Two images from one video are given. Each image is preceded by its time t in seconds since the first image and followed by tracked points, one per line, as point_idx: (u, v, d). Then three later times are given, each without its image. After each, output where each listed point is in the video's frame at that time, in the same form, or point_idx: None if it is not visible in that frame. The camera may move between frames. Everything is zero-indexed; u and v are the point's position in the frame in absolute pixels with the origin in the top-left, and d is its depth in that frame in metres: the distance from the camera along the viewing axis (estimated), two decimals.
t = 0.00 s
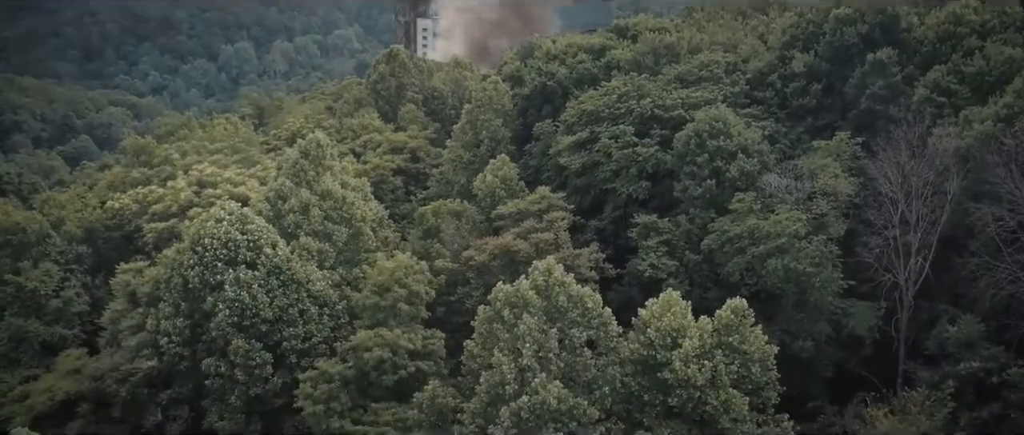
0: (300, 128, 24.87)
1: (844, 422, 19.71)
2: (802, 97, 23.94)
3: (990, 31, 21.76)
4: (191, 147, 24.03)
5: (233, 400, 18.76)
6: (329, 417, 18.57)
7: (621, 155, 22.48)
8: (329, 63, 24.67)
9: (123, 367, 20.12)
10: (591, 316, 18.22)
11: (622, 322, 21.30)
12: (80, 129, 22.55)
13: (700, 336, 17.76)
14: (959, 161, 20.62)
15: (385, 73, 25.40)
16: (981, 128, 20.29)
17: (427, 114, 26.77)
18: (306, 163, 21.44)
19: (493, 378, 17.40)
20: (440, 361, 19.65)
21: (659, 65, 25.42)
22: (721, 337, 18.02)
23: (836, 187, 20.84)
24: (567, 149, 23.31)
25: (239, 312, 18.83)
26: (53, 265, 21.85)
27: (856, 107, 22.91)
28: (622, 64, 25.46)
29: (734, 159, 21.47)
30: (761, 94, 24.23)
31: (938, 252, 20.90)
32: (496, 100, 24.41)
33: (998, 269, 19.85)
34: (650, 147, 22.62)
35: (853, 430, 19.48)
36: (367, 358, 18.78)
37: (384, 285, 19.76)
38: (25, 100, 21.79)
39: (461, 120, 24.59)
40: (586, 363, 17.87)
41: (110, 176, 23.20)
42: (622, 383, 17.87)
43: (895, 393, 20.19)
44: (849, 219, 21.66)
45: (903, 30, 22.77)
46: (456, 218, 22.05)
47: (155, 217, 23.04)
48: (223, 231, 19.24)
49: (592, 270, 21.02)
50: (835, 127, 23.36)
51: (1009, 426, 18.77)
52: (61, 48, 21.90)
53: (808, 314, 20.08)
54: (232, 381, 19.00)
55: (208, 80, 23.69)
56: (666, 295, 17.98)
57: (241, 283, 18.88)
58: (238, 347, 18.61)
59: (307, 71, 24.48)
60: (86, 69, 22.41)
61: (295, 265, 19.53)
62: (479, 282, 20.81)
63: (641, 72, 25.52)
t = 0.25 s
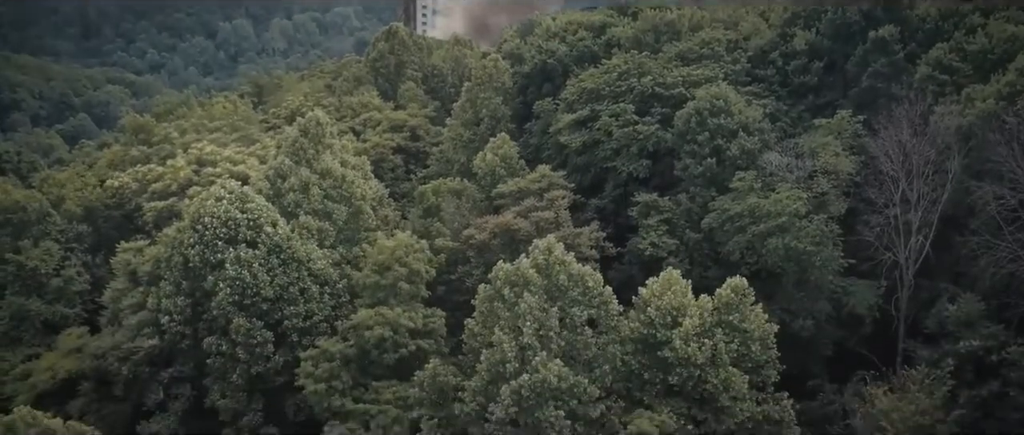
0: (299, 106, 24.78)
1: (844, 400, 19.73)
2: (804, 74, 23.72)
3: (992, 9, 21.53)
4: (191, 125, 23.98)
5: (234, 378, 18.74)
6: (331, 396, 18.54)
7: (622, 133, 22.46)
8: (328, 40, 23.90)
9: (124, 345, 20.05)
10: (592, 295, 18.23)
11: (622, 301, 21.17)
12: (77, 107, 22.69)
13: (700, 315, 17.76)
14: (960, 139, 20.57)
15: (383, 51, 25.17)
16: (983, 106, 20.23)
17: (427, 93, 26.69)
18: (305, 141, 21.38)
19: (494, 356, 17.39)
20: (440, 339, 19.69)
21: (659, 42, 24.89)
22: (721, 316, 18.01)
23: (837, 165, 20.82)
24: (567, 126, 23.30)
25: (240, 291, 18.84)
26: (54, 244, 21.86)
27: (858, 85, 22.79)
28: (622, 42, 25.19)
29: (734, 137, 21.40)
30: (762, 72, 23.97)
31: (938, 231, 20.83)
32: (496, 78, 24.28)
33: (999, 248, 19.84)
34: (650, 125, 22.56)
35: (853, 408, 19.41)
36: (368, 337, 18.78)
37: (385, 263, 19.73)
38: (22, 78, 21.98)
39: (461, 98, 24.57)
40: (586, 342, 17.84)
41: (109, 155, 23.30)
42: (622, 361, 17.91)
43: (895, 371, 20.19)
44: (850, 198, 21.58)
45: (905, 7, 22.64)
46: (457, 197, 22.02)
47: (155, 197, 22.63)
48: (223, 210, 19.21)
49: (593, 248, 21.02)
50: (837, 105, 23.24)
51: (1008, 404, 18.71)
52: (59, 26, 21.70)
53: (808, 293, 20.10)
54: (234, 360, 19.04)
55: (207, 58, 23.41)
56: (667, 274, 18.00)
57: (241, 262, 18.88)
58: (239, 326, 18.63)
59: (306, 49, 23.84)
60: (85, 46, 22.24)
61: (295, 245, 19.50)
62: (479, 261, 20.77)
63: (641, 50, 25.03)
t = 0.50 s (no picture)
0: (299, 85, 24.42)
1: (843, 378, 19.78)
2: (807, 52, 22.89)
3: None
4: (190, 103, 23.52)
5: (235, 356, 18.82)
6: (332, 374, 18.65)
7: (623, 111, 22.42)
8: (326, 17, 24.10)
9: (127, 324, 20.14)
10: (593, 274, 18.20)
11: (623, 279, 21.13)
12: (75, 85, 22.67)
13: (700, 294, 17.72)
14: (963, 117, 20.49)
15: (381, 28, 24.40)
16: (984, 84, 20.27)
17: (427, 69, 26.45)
18: (304, 119, 21.26)
19: (495, 334, 17.33)
20: (441, 318, 19.71)
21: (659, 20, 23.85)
22: (722, 294, 17.93)
23: (838, 144, 20.81)
24: (568, 104, 23.23)
25: (241, 270, 18.84)
26: (54, 223, 21.80)
27: (861, 64, 22.28)
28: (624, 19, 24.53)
29: (736, 115, 21.35)
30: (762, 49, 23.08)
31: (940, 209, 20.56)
32: (497, 56, 23.93)
33: (999, 227, 19.88)
34: (651, 103, 22.48)
35: (853, 386, 19.57)
36: (369, 315, 18.84)
37: (385, 242, 19.69)
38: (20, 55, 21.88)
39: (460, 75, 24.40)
40: (587, 320, 17.94)
41: (108, 133, 22.97)
42: (623, 339, 17.99)
43: (895, 350, 20.10)
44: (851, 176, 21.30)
45: None
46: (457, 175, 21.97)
47: (154, 175, 22.58)
48: (223, 189, 19.21)
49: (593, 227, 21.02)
50: (839, 83, 22.68)
51: (1007, 382, 18.74)
52: None
53: (809, 271, 20.18)
54: (235, 338, 19.04)
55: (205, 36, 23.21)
56: (667, 252, 17.95)
57: (242, 241, 18.87)
58: (241, 304, 18.66)
59: (305, 26, 23.72)
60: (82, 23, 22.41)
61: (295, 224, 19.47)
62: (480, 240, 20.78)
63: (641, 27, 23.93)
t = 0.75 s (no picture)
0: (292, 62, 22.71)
1: (843, 357, 19.97)
2: (808, 30, 21.54)
3: None
4: (188, 82, 22.63)
5: (236, 334, 18.98)
6: (334, 352, 18.89)
7: (624, 88, 21.85)
8: None
9: (129, 302, 20.08)
10: (594, 252, 18.05)
11: (624, 257, 21.13)
12: (72, 62, 22.27)
13: (699, 272, 17.70)
14: (965, 95, 20.48)
15: None
16: (987, 61, 20.32)
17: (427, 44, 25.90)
18: (302, 95, 21.15)
19: (495, 312, 17.40)
20: (442, 296, 19.54)
21: None
22: (722, 272, 17.89)
23: (840, 121, 20.74)
24: (567, 82, 22.18)
25: (242, 247, 18.99)
26: (54, 202, 21.91)
27: (862, 40, 21.14)
28: None
29: (737, 93, 21.23)
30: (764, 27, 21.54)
31: (940, 187, 20.45)
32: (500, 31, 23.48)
33: (1000, 205, 20.12)
34: (652, 80, 21.88)
35: (852, 364, 19.91)
36: (370, 293, 18.97)
37: (385, 220, 19.65)
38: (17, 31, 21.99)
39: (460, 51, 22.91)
40: (588, 299, 17.90)
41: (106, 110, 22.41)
42: (623, 318, 17.92)
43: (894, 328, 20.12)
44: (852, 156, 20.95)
45: None
46: (457, 153, 21.69)
47: (154, 152, 22.42)
48: (223, 167, 19.19)
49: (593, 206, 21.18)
50: (841, 61, 21.34)
51: (1007, 360, 19.60)
52: None
53: (809, 249, 20.29)
54: (236, 317, 19.17)
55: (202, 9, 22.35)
56: (668, 231, 17.84)
57: (244, 219, 19.02)
58: (241, 282, 18.88)
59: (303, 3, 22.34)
60: None
61: (296, 202, 19.46)
62: (480, 218, 21.00)
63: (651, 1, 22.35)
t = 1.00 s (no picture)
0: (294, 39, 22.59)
1: (843, 335, 20.00)
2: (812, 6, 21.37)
3: None
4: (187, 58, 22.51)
5: (238, 312, 19.02)
6: (334, 330, 18.89)
7: (624, 66, 21.71)
8: None
9: (129, 280, 20.11)
10: (595, 231, 18.04)
11: (624, 236, 21.11)
12: (70, 39, 22.10)
13: (699, 251, 17.70)
14: (967, 73, 20.41)
15: None
16: (990, 39, 20.18)
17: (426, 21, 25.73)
18: (300, 73, 21.12)
19: (495, 290, 17.43)
20: (442, 274, 19.53)
21: None
22: (722, 251, 17.88)
23: (842, 99, 20.68)
24: (568, 59, 21.95)
25: (242, 226, 18.98)
26: (54, 180, 21.86)
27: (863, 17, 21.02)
28: None
29: (738, 70, 21.10)
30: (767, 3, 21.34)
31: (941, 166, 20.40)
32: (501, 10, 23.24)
33: (1001, 184, 20.10)
34: (653, 57, 21.69)
35: (853, 342, 19.92)
36: (370, 272, 18.96)
37: (385, 199, 19.63)
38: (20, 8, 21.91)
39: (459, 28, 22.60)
40: (588, 276, 17.93)
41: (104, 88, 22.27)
42: (623, 296, 17.94)
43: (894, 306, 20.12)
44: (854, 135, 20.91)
45: None
46: (457, 131, 21.58)
47: (152, 130, 22.31)
48: (223, 145, 19.15)
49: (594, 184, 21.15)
50: (842, 38, 21.21)
51: (1006, 338, 19.62)
52: None
53: (809, 228, 20.27)
54: (237, 294, 19.14)
55: None
56: (668, 210, 17.81)
57: (244, 197, 19.03)
58: (242, 261, 18.86)
59: None
60: None
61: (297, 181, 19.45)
62: (481, 196, 21.07)
63: None
